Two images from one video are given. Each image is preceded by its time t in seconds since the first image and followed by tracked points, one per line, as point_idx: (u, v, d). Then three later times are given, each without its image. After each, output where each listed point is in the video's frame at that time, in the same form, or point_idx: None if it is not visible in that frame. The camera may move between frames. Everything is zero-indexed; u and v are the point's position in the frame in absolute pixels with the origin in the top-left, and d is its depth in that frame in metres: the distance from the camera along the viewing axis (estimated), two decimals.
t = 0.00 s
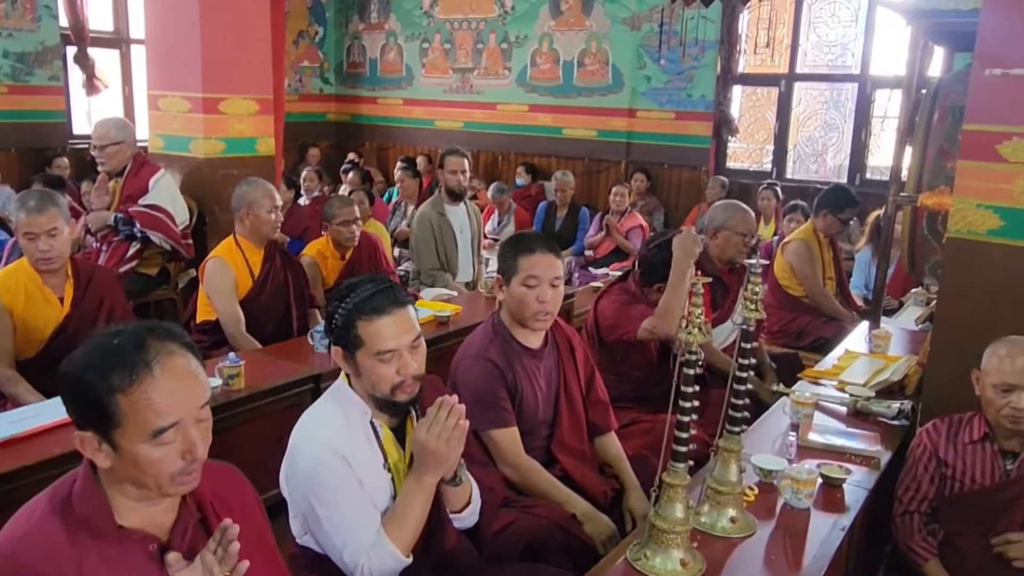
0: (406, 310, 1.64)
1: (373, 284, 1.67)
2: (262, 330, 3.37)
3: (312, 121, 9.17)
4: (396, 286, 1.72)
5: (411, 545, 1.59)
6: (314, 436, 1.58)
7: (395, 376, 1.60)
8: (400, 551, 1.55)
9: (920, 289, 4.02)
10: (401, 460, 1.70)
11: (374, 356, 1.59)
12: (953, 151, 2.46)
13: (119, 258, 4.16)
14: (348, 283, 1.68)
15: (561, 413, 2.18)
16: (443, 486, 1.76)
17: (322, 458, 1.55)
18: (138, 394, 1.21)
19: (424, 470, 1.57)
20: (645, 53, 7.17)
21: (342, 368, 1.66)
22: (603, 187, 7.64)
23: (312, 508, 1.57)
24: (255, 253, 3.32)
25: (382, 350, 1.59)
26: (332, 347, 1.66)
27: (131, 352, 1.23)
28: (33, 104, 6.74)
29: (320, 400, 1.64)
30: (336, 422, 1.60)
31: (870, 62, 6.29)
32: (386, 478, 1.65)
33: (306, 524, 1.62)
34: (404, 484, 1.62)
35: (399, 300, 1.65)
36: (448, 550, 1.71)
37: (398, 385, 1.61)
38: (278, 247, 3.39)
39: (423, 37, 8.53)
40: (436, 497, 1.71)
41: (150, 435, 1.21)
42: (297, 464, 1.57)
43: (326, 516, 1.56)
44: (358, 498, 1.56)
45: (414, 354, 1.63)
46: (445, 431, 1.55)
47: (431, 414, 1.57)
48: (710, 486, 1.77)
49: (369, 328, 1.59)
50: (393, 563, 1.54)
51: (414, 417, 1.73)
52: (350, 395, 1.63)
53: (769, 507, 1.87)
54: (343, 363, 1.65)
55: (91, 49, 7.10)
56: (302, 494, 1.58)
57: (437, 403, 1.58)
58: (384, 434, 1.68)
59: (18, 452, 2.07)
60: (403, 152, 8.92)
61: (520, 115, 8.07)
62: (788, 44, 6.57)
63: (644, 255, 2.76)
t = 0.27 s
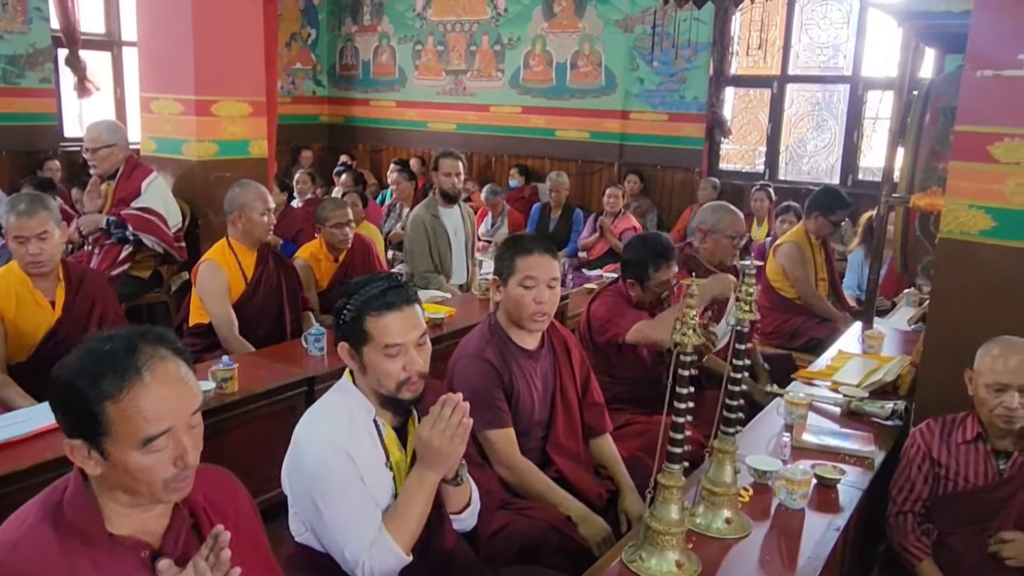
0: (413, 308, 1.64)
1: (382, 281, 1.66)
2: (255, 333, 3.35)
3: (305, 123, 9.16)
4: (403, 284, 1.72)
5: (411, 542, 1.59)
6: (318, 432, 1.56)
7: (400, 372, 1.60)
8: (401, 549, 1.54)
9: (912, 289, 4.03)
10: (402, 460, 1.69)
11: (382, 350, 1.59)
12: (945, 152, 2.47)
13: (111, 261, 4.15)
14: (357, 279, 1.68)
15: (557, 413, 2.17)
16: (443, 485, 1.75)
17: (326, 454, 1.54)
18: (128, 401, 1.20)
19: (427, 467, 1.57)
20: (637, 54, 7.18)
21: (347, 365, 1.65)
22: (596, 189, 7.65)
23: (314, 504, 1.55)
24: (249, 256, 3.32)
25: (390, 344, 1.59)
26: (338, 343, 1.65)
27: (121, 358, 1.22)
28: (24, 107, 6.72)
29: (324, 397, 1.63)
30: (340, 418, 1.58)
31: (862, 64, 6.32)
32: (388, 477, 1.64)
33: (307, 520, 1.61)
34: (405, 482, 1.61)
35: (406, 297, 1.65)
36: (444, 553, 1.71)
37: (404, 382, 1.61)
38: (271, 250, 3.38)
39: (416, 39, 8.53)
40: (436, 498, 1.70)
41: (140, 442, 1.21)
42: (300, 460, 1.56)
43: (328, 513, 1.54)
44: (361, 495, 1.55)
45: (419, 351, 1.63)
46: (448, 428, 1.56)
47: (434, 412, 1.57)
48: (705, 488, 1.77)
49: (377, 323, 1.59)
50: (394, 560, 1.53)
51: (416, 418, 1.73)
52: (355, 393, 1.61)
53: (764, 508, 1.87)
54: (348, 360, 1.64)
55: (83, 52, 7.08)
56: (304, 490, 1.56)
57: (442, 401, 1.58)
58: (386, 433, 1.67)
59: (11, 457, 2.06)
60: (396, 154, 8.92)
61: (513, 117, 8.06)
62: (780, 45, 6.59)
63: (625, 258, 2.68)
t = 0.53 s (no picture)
0: (414, 308, 1.63)
1: (383, 280, 1.65)
2: (247, 336, 3.34)
3: (296, 125, 9.14)
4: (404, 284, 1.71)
5: (407, 542, 1.58)
6: (316, 430, 1.55)
7: (399, 371, 1.59)
8: (397, 548, 1.54)
9: (903, 289, 4.04)
10: (400, 460, 1.67)
11: (381, 348, 1.57)
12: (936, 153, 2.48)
13: (101, 263, 4.13)
14: (357, 278, 1.67)
15: (549, 414, 2.17)
16: (439, 486, 1.72)
17: (324, 452, 1.53)
18: (104, 411, 1.19)
19: (425, 466, 1.57)
20: (629, 56, 7.19)
21: (346, 364, 1.63)
22: (588, 190, 7.66)
23: (311, 502, 1.54)
24: (239, 258, 3.30)
25: (389, 343, 1.57)
26: (337, 340, 1.63)
27: (97, 367, 1.21)
28: (13, 110, 6.68)
29: (323, 395, 1.62)
30: (339, 416, 1.57)
31: (852, 64, 6.34)
32: (386, 477, 1.63)
33: (303, 518, 1.60)
34: (402, 482, 1.60)
35: (405, 296, 1.63)
36: (438, 556, 1.70)
37: (402, 380, 1.59)
38: (262, 252, 3.37)
39: (408, 41, 8.52)
40: (433, 498, 1.67)
41: (118, 452, 1.20)
42: (297, 457, 1.55)
43: (324, 511, 1.53)
44: (358, 493, 1.54)
45: (419, 350, 1.61)
46: (447, 426, 1.56)
47: (433, 411, 1.57)
48: (698, 488, 1.77)
49: (377, 322, 1.57)
50: (390, 559, 1.52)
51: (412, 419, 1.71)
52: (354, 392, 1.60)
53: (756, 508, 1.87)
54: (347, 357, 1.63)
55: (73, 54, 7.05)
56: (301, 488, 1.56)
57: (442, 400, 1.57)
58: (385, 434, 1.65)
59: None
60: (388, 156, 8.90)
61: (505, 118, 8.06)
62: (771, 46, 6.61)
63: (614, 255, 2.69)
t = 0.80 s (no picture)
0: (404, 307, 1.62)
1: (374, 280, 1.64)
2: (237, 338, 3.32)
3: (287, 126, 9.11)
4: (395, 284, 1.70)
5: (400, 544, 1.56)
6: (307, 430, 1.55)
7: (391, 371, 1.58)
8: (390, 549, 1.52)
9: (894, 287, 4.05)
10: (392, 462, 1.66)
11: (373, 348, 1.57)
12: (925, 151, 2.48)
13: (90, 266, 4.10)
14: (347, 278, 1.66)
15: (539, 415, 2.15)
16: (433, 487, 1.71)
17: (314, 452, 1.52)
18: (74, 422, 1.17)
19: (417, 466, 1.56)
20: (619, 56, 7.20)
21: (336, 365, 1.62)
22: (579, 190, 7.66)
23: (302, 503, 1.53)
24: (228, 260, 3.28)
25: (380, 343, 1.57)
26: (328, 341, 1.62)
27: (66, 378, 1.19)
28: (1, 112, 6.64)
29: (313, 396, 1.61)
30: (330, 417, 1.56)
31: (842, 64, 6.36)
32: (377, 478, 1.62)
33: (294, 520, 1.59)
34: (393, 484, 1.59)
35: (396, 295, 1.63)
36: (430, 559, 1.69)
37: (394, 380, 1.59)
38: (252, 253, 3.35)
39: (398, 42, 8.51)
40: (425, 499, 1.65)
41: (88, 465, 1.18)
42: (288, 458, 1.54)
43: (316, 512, 1.52)
44: (349, 493, 1.53)
45: (409, 350, 1.61)
46: (440, 427, 1.55)
47: (425, 411, 1.57)
48: (689, 487, 1.77)
49: (369, 321, 1.57)
50: (382, 561, 1.51)
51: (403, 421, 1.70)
52: (344, 394, 1.59)
53: (748, 507, 1.87)
54: (338, 359, 1.62)
55: (61, 56, 7.01)
56: (292, 489, 1.55)
57: (433, 401, 1.57)
58: (375, 435, 1.64)
59: None
60: (379, 157, 8.89)
61: (495, 118, 8.05)
62: (761, 46, 6.62)
63: (610, 251, 2.68)
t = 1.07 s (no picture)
0: (387, 308, 1.62)
1: (356, 282, 1.64)
2: (228, 340, 3.31)
3: (276, 128, 9.09)
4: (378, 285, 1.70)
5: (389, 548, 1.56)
6: (293, 435, 1.54)
7: (377, 373, 1.57)
8: (379, 553, 1.52)
9: (883, 285, 4.07)
10: (380, 465, 1.65)
11: (356, 351, 1.56)
12: (912, 150, 2.49)
13: (80, 268, 4.09)
14: (331, 280, 1.65)
15: (530, 416, 2.15)
16: (422, 490, 1.70)
17: (301, 457, 1.52)
18: (48, 429, 1.16)
19: (406, 470, 1.55)
20: (609, 56, 7.20)
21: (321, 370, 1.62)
22: (569, 191, 7.67)
23: (289, 508, 1.53)
24: (217, 262, 3.27)
25: (364, 345, 1.56)
26: (311, 345, 1.62)
27: (42, 386, 1.18)
28: None
29: (299, 400, 1.60)
30: (316, 421, 1.56)
31: (830, 64, 6.38)
32: (365, 481, 1.61)
33: (282, 525, 1.58)
34: (382, 488, 1.58)
35: (380, 297, 1.63)
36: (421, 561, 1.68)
37: (380, 382, 1.58)
38: (241, 255, 3.34)
39: (388, 43, 8.50)
40: (414, 501, 1.65)
41: (60, 472, 1.16)
42: (275, 464, 1.53)
43: (304, 517, 1.51)
44: (337, 498, 1.52)
45: (394, 352, 1.60)
46: (428, 429, 1.55)
47: (413, 414, 1.57)
48: (681, 486, 1.78)
49: (351, 323, 1.56)
50: (371, 564, 1.51)
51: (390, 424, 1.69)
52: (329, 398, 1.59)
53: (740, 505, 1.87)
54: (322, 363, 1.61)
55: (49, 58, 6.97)
56: (279, 494, 1.54)
57: (420, 403, 1.57)
58: (362, 438, 1.63)
59: None
60: (369, 159, 8.87)
61: (485, 119, 8.05)
62: (750, 46, 6.64)
63: (605, 250, 2.69)
